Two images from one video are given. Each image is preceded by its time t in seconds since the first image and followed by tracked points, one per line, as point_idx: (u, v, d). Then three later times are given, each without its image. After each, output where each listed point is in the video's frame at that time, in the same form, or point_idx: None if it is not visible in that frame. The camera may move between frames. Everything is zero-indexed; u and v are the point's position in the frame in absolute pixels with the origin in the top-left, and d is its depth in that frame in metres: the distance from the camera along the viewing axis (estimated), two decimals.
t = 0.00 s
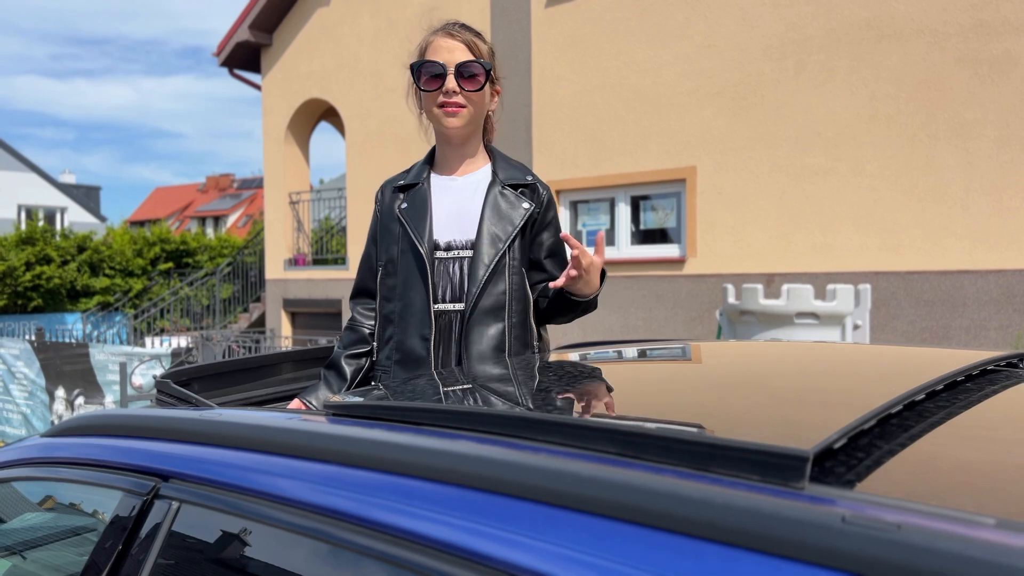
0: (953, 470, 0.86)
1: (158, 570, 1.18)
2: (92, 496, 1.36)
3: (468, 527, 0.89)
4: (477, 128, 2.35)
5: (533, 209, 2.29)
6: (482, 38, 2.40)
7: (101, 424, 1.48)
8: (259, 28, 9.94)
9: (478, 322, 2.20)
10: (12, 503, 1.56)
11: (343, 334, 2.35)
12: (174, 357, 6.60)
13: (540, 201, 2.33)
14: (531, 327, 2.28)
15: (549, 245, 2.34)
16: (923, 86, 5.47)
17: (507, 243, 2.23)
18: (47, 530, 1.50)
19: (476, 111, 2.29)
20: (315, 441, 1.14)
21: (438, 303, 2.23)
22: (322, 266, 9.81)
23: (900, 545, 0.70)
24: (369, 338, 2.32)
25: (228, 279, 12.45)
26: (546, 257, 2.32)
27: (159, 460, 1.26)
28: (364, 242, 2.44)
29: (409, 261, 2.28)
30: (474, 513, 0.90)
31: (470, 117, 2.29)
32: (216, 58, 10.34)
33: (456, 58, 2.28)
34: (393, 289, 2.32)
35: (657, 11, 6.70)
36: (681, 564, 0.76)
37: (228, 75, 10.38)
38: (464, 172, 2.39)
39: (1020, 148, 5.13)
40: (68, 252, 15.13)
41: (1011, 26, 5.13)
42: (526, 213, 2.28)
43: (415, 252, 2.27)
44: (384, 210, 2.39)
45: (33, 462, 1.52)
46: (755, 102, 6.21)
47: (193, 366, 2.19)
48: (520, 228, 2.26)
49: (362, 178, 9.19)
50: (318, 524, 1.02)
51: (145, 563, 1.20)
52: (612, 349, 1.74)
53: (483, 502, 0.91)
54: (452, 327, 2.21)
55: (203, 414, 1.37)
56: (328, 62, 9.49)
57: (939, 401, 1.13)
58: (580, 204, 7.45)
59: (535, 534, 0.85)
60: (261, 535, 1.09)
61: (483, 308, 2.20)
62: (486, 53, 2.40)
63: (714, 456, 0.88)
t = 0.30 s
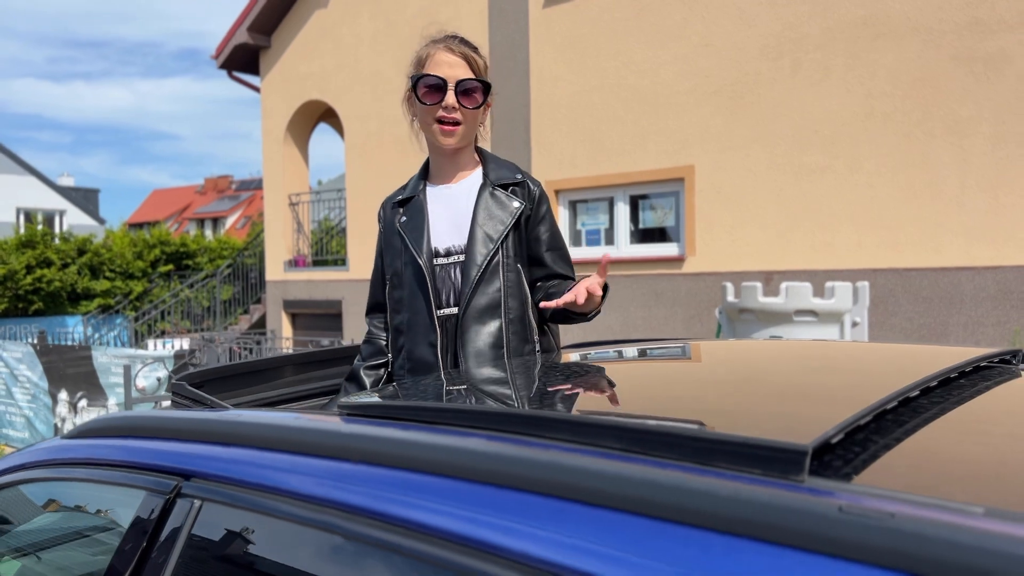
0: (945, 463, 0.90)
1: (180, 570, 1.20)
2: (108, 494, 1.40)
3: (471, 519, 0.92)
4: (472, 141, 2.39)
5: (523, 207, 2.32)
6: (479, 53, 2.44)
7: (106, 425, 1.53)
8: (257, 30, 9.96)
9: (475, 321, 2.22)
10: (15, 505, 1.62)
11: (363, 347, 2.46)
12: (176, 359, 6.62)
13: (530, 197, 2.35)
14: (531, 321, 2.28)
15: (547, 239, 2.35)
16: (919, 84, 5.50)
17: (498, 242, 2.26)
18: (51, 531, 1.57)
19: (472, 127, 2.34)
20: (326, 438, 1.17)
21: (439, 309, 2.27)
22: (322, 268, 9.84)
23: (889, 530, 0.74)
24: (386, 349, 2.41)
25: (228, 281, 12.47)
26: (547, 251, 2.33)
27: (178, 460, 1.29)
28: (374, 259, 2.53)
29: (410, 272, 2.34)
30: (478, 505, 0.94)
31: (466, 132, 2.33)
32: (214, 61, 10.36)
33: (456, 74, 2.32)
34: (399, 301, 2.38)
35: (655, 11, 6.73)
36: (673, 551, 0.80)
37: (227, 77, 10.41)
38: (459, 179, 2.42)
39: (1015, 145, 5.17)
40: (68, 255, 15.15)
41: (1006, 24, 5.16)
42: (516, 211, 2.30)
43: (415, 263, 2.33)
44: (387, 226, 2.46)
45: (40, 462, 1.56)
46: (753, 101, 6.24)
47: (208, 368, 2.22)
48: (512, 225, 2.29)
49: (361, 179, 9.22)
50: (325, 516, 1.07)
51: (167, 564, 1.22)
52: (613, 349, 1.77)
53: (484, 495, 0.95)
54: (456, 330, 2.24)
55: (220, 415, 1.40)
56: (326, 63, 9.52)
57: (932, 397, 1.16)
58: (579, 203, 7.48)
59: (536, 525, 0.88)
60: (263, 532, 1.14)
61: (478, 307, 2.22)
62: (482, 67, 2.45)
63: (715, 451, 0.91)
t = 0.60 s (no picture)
0: (933, 451, 0.94)
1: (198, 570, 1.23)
2: (120, 489, 1.44)
3: (481, 506, 0.96)
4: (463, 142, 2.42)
5: (520, 202, 2.36)
6: (467, 55, 2.46)
7: (108, 423, 1.59)
8: (253, 31, 9.96)
9: (483, 315, 2.25)
10: (16, 505, 1.69)
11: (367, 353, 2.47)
12: (176, 360, 6.64)
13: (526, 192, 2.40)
14: (537, 312, 2.33)
15: (547, 229, 2.41)
16: (912, 81, 5.54)
17: (499, 237, 2.30)
18: (53, 529, 1.64)
19: (465, 129, 2.37)
20: (339, 431, 1.20)
21: (446, 311, 2.30)
22: (319, 268, 9.86)
23: (879, 511, 0.77)
24: (391, 354, 2.43)
25: (225, 281, 12.49)
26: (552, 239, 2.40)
27: (196, 455, 1.32)
28: (376, 265, 2.54)
29: (414, 277, 2.35)
30: (487, 492, 0.97)
31: (459, 135, 2.36)
32: (210, 61, 10.36)
33: (447, 78, 2.35)
34: (405, 307, 2.39)
35: (650, 10, 6.76)
36: (675, 533, 0.83)
37: (223, 78, 10.41)
38: (452, 183, 2.44)
39: (1008, 141, 5.22)
40: (65, 256, 15.15)
41: (999, 21, 5.20)
42: (514, 206, 2.35)
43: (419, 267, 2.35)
44: (386, 233, 2.47)
45: (45, 460, 1.61)
46: (748, 99, 6.27)
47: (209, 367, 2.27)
48: (510, 220, 2.33)
49: (358, 179, 9.23)
50: (338, 505, 1.10)
51: (184, 564, 1.24)
52: (613, 344, 1.81)
53: (493, 482, 0.98)
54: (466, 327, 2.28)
55: (239, 410, 1.42)
56: (323, 63, 9.54)
57: (926, 388, 1.20)
58: (576, 202, 7.51)
59: (544, 509, 0.92)
60: (263, 525, 1.19)
61: (485, 302, 2.26)
62: (471, 71, 2.48)
63: (716, 440, 0.94)
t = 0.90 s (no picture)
0: (909, 434, 0.98)
1: (202, 564, 1.25)
2: (123, 483, 1.48)
3: (481, 488, 0.99)
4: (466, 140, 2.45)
5: (527, 208, 2.42)
6: (465, 53, 2.49)
7: (108, 420, 1.63)
8: (247, 30, 9.97)
9: (491, 321, 2.33)
10: (16, 502, 1.74)
11: (362, 346, 2.51)
12: (174, 359, 6.66)
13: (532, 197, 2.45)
14: (540, 315, 2.41)
15: (549, 234, 2.49)
16: (903, 78, 5.59)
17: (508, 244, 2.36)
18: (52, 525, 1.70)
19: (466, 126, 2.40)
20: (342, 420, 1.24)
21: (452, 313, 2.36)
22: (314, 266, 9.88)
23: (857, 485, 0.81)
24: (388, 348, 2.49)
25: (220, 280, 12.51)
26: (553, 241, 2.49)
27: (204, 444, 1.35)
28: (372, 258, 2.55)
29: (418, 280, 2.39)
30: (487, 474, 1.01)
31: (460, 131, 2.39)
32: (204, 61, 10.36)
33: (445, 76, 2.38)
34: (405, 306, 2.43)
35: (643, 8, 6.79)
36: (664, 509, 0.87)
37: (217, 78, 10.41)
38: (457, 184, 2.48)
39: (998, 138, 5.27)
40: (60, 256, 15.13)
41: (988, 19, 5.25)
42: (522, 213, 2.41)
43: (422, 271, 2.39)
44: (385, 230, 2.49)
45: (47, 454, 1.65)
46: (740, 96, 6.31)
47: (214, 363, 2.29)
48: (519, 228, 2.39)
49: (352, 177, 9.25)
50: (341, 490, 1.14)
51: (189, 560, 1.27)
52: (607, 338, 1.84)
53: (491, 466, 1.02)
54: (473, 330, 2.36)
55: (244, 402, 1.46)
56: (317, 62, 9.55)
57: (905, 376, 1.25)
58: (570, 200, 7.55)
59: (540, 489, 0.95)
60: (261, 516, 1.22)
61: (494, 307, 2.33)
62: (469, 67, 2.50)
63: (701, 424, 0.98)
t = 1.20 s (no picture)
0: (881, 419, 1.01)
1: (198, 555, 1.28)
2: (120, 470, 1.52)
3: (482, 474, 1.02)
4: (475, 131, 2.49)
5: (533, 212, 2.50)
6: (469, 46, 2.51)
7: (103, 412, 1.67)
8: (242, 28, 9.98)
9: (492, 315, 2.39)
10: (15, 499, 1.78)
11: (350, 325, 2.49)
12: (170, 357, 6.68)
13: (537, 203, 2.53)
14: (534, 316, 2.49)
15: (544, 241, 2.58)
16: (895, 75, 5.63)
17: (514, 244, 2.43)
18: (49, 520, 1.73)
19: (473, 118, 2.43)
20: (337, 411, 1.27)
21: (456, 300, 2.41)
22: (310, 264, 9.90)
23: (815, 465, 0.86)
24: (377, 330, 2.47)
25: (216, 278, 12.52)
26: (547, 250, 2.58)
27: (201, 434, 1.38)
28: (369, 237, 2.54)
29: (422, 262, 2.42)
30: (487, 462, 1.03)
31: (468, 125, 2.43)
32: (200, 60, 10.36)
33: (451, 71, 2.41)
34: (402, 287, 2.45)
35: (637, 6, 6.82)
36: (660, 494, 0.90)
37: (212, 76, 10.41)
38: (467, 176, 2.52)
39: (988, 134, 5.32)
40: (56, 255, 15.10)
41: (979, 16, 5.29)
42: (528, 217, 2.48)
43: (429, 254, 2.41)
44: (390, 210, 2.49)
45: (44, 446, 1.68)
46: (733, 94, 6.35)
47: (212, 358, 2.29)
48: (523, 230, 2.47)
49: (348, 175, 9.27)
50: (342, 478, 1.17)
51: (184, 553, 1.30)
52: (602, 331, 1.88)
53: (476, 451, 1.06)
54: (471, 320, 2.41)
55: (240, 393, 1.49)
56: (312, 61, 9.56)
57: (876, 365, 1.29)
58: (564, 197, 7.57)
59: (539, 476, 0.98)
60: (259, 511, 1.25)
61: (496, 302, 2.38)
62: (474, 61, 2.52)
63: (678, 411, 1.03)
